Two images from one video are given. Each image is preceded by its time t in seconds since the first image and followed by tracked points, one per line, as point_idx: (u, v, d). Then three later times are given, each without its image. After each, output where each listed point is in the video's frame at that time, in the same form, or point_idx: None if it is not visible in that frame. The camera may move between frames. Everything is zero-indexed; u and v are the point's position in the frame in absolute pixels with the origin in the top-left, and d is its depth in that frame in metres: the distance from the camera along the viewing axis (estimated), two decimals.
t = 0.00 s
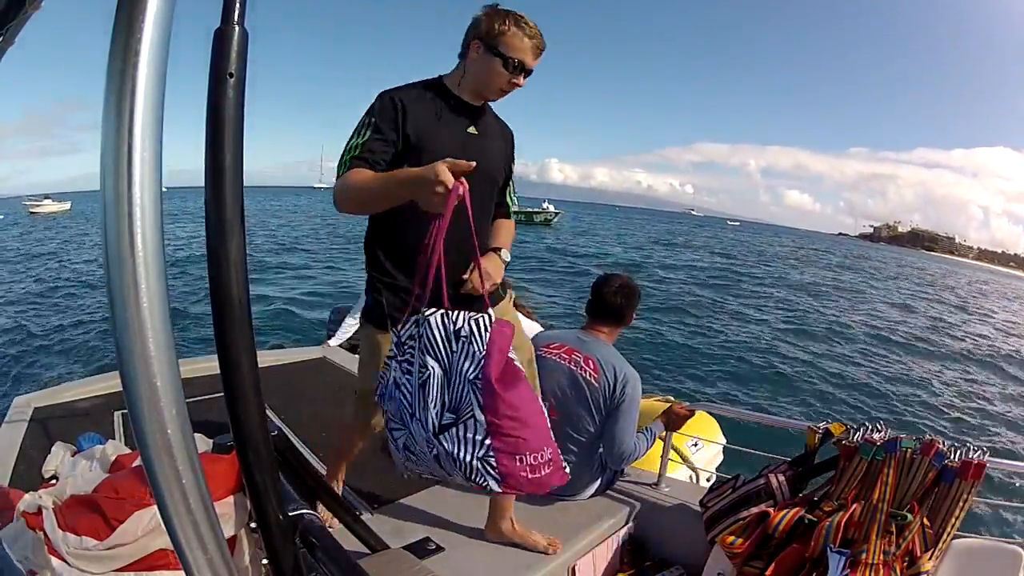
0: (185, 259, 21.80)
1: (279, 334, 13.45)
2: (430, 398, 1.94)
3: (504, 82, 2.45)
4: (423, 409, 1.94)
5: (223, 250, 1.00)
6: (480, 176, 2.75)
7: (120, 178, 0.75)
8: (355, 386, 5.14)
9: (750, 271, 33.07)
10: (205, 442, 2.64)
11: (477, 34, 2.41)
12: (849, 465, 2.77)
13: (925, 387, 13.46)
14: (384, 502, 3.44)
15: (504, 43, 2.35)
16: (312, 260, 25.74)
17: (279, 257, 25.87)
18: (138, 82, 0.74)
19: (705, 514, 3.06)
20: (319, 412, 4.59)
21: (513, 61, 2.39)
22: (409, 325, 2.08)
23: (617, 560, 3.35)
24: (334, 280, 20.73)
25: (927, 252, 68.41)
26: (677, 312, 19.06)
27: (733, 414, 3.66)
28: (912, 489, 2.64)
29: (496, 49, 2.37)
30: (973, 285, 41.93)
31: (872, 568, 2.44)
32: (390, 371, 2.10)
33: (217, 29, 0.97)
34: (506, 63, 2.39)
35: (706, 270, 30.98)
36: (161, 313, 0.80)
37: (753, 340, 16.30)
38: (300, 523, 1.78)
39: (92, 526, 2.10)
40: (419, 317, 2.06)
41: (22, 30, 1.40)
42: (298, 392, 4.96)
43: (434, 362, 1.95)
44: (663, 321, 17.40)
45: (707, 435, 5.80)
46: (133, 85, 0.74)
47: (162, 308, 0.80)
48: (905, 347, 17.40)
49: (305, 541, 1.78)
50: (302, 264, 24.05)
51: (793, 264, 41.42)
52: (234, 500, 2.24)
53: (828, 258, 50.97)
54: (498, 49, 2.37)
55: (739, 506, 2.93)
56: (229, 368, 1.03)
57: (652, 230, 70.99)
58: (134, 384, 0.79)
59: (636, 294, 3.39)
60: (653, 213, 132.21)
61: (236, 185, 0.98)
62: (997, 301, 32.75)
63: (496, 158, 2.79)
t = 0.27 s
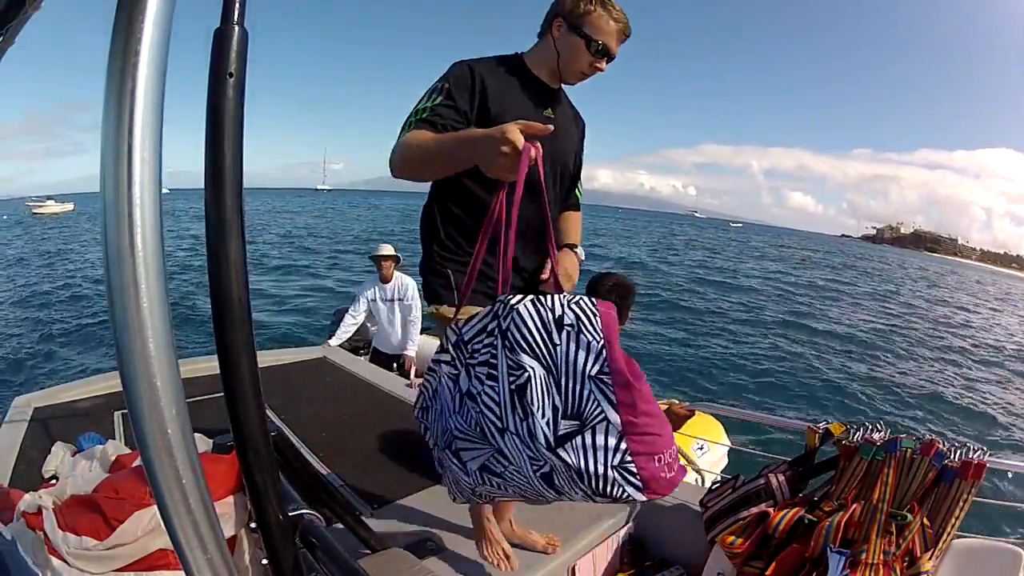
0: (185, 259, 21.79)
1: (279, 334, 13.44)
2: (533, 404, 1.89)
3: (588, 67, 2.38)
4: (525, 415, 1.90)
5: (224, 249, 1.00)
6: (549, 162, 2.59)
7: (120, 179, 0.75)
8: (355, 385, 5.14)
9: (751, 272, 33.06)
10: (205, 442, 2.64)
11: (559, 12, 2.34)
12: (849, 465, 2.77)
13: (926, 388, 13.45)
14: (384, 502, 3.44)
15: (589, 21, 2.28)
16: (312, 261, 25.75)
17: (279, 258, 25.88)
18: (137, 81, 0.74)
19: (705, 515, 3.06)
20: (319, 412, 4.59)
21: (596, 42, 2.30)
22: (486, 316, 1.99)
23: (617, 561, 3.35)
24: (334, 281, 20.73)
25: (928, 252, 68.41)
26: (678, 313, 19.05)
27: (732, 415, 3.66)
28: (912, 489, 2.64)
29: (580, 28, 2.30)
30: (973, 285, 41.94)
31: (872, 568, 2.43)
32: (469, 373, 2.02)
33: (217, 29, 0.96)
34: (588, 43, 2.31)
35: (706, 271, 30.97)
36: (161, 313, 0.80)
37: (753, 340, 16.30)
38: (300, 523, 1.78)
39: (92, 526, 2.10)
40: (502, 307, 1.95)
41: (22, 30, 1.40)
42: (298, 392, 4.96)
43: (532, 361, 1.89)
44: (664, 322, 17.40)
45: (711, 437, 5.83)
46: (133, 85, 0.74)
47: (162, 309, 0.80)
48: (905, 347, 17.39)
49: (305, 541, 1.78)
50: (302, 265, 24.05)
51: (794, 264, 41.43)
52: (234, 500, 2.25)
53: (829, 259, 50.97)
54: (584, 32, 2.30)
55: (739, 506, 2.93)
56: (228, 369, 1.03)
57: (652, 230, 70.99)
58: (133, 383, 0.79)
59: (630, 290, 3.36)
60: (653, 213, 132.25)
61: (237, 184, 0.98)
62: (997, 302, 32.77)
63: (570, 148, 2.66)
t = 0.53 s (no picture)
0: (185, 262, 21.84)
1: (279, 336, 13.47)
2: (647, 534, 1.25)
3: (623, 97, 2.19)
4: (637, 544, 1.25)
5: (224, 250, 1.00)
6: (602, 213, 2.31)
7: (120, 181, 0.75)
8: (355, 386, 5.15)
9: (752, 273, 33.06)
10: (205, 442, 2.64)
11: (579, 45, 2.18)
12: (849, 465, 2.76)
13: (927, 389, 13.44)
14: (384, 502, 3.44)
15: (614, 46, 2.12)
16: (312, 263, 25.81)
17: (279, 260, 25.93)
18: (137, 79, 0.74)
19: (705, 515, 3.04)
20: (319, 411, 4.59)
21: (627, 67, 2.13)
22: (585, 431, 1.37)
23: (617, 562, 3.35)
24: (335, 283, 20.78)
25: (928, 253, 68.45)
26: (679, 315, 19.05)
27: (732, 415, 3.66)
28: (912, 489, 2.65)
29: (605, 56, 2.13)
30: (973, 286, 41.99)
31: (873, 568, 2.42)
32: (561, 500, 1.36)
33: (217, 29, 0.97)
34: (617, 69, 2.13)
35: (707, 273, 30.99)
36: (161, 312, 0.80)
37: (754, 342, 16.29)
38: (300, 523, 1.78)
39: (92, 526, 2.11)
40: (611, 425, 1.34)
41: (22, 30, 1.41)
42: (299, 393, 4.96)
43: (647, 486, 1.28)
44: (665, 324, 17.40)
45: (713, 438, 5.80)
46: (133, 85, 0.74)
47: (162, 309, 0.80)
48: (906, 348, 17.38)
49: (306, 541, 1.78)
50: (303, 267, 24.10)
51: (793, 266, 41.48)
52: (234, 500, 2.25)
53: (829, 260, 51.02)
54: (612, 59, 2.13)
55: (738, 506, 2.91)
56: (228, 369, 1.03)
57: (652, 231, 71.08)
58: (134, 382, 0.80)
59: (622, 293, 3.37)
60: (653, 215, 132.33)
61: (237, 184, 0.98)
62: (997, 303, 32.82)
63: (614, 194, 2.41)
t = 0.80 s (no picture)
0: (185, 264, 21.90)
1: (278, 336, 13.51)
2: None
3: (660, 150, 1.80)
4: None
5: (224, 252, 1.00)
6: (645, 294, 1.95)
7: (120, 181, 0.75)
8: (355, 385, 5.15)
9: (751, 270, 33.07)
10: (205, 442, 2.64)
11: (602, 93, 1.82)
12: (849, 465, 2.79)
13: (928, 384, 13.43)
14: (384, 502, 3.44)
15: (645, 92, 1.76)
16: (312, 263, 25.86)
17: (279, 260, 25.97)
18: (136, 79, 0.75)
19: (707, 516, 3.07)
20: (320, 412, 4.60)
21: (665, 113, 1.76)
22: None
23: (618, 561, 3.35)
24: (334, 283, 20.83)
25: (929, 248, 68.43)
26: (679, 312, 19.05)
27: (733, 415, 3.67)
28: (912, 489, 2.65)
29: (636, 105, 1.76)
30: (972, 281, 42.01)
31: (872, 568, 2.43)
32: None
33: (217, 30, 0.98)
34: (653, 117, 1.75)
35: (706, 270, 30.99)
36: (160, 311, 0.80)
37: (754, 339, 16.29)
38: (301, 522, 1.78)
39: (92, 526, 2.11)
40: None
41: (23, 32, 1.31)
42: (299, 393, 4.97)
43: None
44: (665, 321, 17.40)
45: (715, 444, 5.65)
46: (133, 85, 0.75)
47: (162, 309, 0.80)
48: (907, 343, 17.38)
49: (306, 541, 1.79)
50: (302, 268, 24.15)
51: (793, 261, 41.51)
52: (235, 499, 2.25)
53: (828, 255, 51.04)
54: (647, 107, 1.75)
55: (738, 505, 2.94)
56: (229, 371, 1.04)
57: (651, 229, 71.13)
58: (134, 381, 0.80)
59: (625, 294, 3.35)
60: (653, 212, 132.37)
61: (236, 186, 0.98)
62: (997, 297, 32.85)
63: (654, 266, 2.02)
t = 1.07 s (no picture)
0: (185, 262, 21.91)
1: (279, 333, 13.51)
2: None
3: (737, 166, 1.64)
4: None
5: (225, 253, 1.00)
6: (717, 324, 1.81)
7: (120, 181, 0.76)
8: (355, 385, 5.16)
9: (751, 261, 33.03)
10: (205, 442, 2.64)
11: (669, 99, 1.63)
12: (849, 465, 2.80)
13: (928, 374, 13.44)
14: (385, 502, 3.45)
15: (722, 103, 1.60)
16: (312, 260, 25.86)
17: (279, 257, 25.97)
18: (137, 79, 0.75)
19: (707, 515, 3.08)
20: (320, 412, 4.61)
21: (742, 126, 1.61)
22: None
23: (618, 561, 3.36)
24: (334, 280, 20.83)
25: (930, 238, 68.30)
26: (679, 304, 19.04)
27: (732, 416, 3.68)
28: (912, 489, 2.65)
29: (712, 116, 1.60)
30: (974, 272, 41.92)
31: (872, 568, 2.44)
32: None
33: (217, 30, 0.98)
34: (732, 131, 1.60)
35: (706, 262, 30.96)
36: (160, 311, 0.80)
37: (754, 330, 16.29)
38: (300, 523, 1.79)
39: (92, 526, 2.12)
40: None
41: (24, 32, 1.31)
42: (299, 392, 4.98)
43: None
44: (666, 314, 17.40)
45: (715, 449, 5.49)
46: (134, 85, 0.75)
47: (161, 308, 0.80)
48: (907, 334, 17.38)
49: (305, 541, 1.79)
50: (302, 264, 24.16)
51: (794, 253, 41.44)
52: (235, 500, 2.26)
53: (829, 247, 50.95)
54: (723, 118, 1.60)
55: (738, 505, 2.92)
56: (229, 371, 1.04)
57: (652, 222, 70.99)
58: (134, 381, 0.80)
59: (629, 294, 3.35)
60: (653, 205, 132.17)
61: (236, 185, 0.98)
62: (999, 287, 32.79)
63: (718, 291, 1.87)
